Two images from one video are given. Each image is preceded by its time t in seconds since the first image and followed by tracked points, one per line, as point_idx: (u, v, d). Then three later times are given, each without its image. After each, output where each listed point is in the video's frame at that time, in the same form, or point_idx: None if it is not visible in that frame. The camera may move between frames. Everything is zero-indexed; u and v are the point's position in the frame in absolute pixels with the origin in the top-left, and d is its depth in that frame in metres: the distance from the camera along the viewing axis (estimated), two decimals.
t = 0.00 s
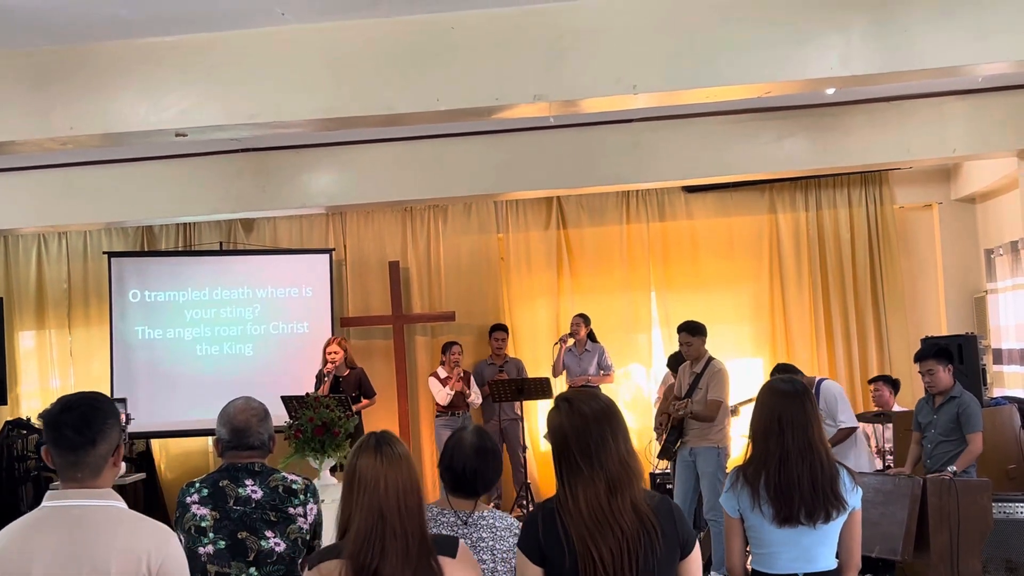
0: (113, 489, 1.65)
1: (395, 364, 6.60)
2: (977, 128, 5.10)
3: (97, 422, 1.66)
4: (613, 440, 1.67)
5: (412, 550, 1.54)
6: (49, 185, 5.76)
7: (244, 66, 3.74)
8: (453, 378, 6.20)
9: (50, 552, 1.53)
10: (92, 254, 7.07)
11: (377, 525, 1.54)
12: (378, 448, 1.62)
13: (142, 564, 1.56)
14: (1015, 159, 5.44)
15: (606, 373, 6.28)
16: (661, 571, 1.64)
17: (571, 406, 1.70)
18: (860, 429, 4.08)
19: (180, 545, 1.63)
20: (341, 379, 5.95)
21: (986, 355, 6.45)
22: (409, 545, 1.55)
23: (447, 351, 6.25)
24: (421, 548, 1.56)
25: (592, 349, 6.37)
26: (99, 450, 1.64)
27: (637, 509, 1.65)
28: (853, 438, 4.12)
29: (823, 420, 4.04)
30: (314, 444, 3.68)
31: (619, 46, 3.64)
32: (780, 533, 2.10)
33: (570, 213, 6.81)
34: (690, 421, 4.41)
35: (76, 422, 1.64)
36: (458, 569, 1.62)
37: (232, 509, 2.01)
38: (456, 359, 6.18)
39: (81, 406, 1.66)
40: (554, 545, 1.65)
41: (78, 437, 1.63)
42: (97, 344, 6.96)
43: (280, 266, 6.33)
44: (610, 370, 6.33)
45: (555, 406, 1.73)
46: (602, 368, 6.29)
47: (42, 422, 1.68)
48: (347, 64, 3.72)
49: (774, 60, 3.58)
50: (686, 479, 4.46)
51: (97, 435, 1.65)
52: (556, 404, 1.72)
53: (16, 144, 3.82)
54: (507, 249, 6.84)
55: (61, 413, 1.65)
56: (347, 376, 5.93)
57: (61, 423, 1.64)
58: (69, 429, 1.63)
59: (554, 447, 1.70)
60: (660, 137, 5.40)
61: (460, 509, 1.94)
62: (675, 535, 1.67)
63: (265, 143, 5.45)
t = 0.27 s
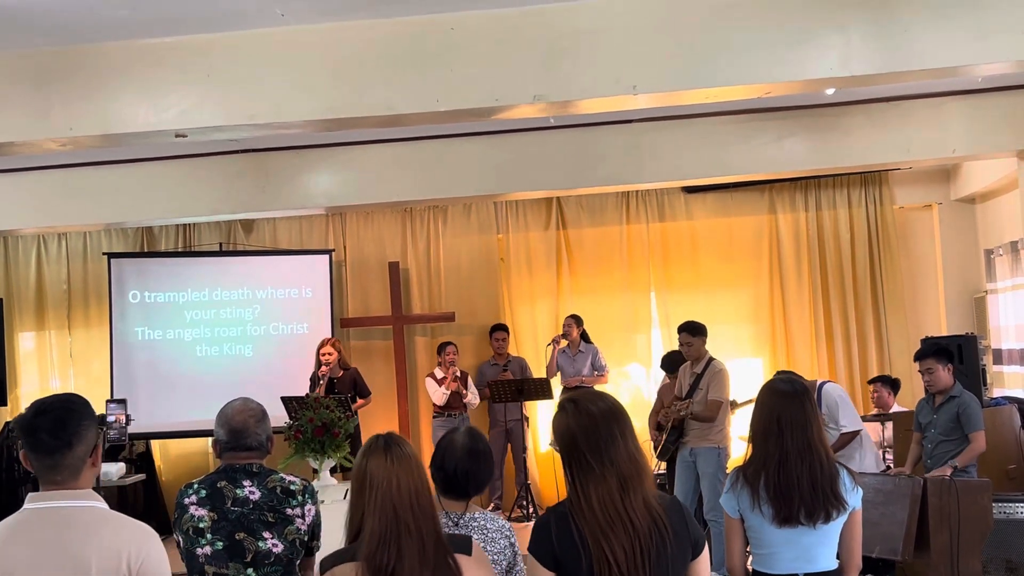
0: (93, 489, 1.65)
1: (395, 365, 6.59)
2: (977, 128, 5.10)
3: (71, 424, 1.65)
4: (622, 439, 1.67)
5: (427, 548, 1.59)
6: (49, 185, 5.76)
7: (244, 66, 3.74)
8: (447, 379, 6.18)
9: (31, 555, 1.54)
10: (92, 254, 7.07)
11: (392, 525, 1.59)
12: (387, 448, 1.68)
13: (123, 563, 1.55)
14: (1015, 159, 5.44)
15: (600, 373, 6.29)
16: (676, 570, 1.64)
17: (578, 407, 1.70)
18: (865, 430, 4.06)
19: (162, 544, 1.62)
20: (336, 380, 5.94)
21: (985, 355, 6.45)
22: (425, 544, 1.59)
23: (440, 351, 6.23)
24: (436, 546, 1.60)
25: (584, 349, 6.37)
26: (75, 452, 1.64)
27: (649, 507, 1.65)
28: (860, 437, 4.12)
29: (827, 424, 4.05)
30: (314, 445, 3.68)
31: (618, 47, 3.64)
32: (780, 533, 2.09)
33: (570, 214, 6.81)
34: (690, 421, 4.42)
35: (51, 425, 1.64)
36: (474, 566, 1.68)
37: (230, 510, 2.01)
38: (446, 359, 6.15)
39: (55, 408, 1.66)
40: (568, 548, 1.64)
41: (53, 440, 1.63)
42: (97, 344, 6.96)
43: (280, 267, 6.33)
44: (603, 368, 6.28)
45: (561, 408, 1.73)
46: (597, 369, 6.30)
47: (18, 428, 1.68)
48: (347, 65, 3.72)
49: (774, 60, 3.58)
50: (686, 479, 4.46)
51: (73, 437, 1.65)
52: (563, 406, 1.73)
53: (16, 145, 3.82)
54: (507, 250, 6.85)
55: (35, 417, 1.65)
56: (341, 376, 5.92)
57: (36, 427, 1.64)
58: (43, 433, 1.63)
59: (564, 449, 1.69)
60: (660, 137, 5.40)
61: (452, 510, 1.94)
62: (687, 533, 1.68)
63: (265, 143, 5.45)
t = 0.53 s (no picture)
0: (86, 489, 1.65)
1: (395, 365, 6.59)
2: (977, 128, 5.10)
3: (63, 423, 1.65)
4: (627, 440, 1.68)
5: (432, 547, 1.59)
6: (49, 186, 5.77)
7: (244, 67, 3.74)
8: (448, 380, 6.18)
9: (22, 555, 1.54)
10: (92, 255, 7.07)
11: (396, 524, 1.59)
12: (390, 447, 1.67)
13: (115, 563, 1.55)
14: (1015, 159, 5.44)
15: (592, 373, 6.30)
16: (682, 570, 1.65)
17: (582, 409, 1.70)
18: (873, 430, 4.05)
19: (155, 544, 1.63)
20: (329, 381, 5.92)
21: (986, 355, 6.45)
22: (429, 543, 1.59)
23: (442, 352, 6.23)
24: (440, 544, 1.61)
25: (577, 350, 6.37)
26: (68, 451, 1.64)
27: (655, 508, 1.66)
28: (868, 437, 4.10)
29: (835, 420, 4.07)
30: (314, 445, 3.68)
31: (618, 47, 3.64)
32: (780, 533, 2.10)
33: (570, 214, 6.81)
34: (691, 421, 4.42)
35: (44, 424, 1.63)
36: (476, 566, 1.69)
37: (230, 510, 2.01)
38: (450, 360, 6.16)
39: (47, 407, 1.66)
40: (576, 551, 1.63)
41: (46, 440, 1.62)
42: (97, 345, 6.96)
43: (280, 267, 6.33)
44: (597, 368, 6.27)
45: (564, 410, 1.73)
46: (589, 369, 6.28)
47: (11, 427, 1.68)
48: (347, 65, 3.72)
49: (774, 60, 3.58)
50: (687, 479, 4.46)
51: (65, 436, 1.64)
52: (566, 408, 1.73)
53: (16, 145, 3.82)
54: (507, 250, 6.85)
55: (27, 416, 1.65)
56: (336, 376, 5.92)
57: (28, 426, 1.63)
58: (36, 432, 1.62)
59: (569, 451, 1.69)
60: (660, 137, 5.40)
61: (445, 511, 1.93)
62: (692, 533, 1.69)
63: (265, 143, 5.45)
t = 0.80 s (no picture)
0: (91, 488, 1.66)
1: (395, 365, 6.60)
2: (977, 127, 5.10)
3: (69, 421, 1.65)
4: (628, 440, 1.68)
5: (420, 546, 1.56)
6: (49, 185, 5.76)
7: (243, 66, 3.74)
8: (448, 380, 6.18)
9: (26, 554, 1.53)
10: (92, 254, 7.07)
11: (385, 522, 1.55)
12: (382, 445, 1.64)
13: (120, 563, 1.56)
14: (1015, 158, 5.44)
15: (587, 372, 6.29)
16: (684, 570, 1.65)
17: (582, 409, 1.70)
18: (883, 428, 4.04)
19: (159, 543, 1.63)
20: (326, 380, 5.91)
21: (986, 353, 6.45)
22: (418, 542, 1.56)
23: (437, 352, 6.22)
24: (428, 544, 1.58)
25: (572, 350, 6.36)
26: (73, 449, 1.64)
27: (655, 508, 1.66)
28: (875, 435, 4.07)
29: (845, 414, 4.08)
30: (314, 444, 3.68)
31: (618, 46, 3.64)
32: (781, 533, 2.10)
33: (570, 214, 6.81)
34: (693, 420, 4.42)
35: (49, 421, 1.64)
36: (462, 567, 1.67)
37: (233, 510, 2.01)
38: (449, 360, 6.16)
39: (53, 405, 1.66)
40: (577, 551, 1.63)
41: (51, 438, 1.63)
42: (97, 345, 6.96)
43: (280, 267, 6.33)
44: (591, 367, 6.28)
45: (565, 409, 1.73)
46: (584, 368, 6.28)
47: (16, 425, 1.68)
48: (347, 65, 3.71)
49: (773, 59, 3.58)
50: (687, 478, 4.47)
51: (70, 434, 1.65)
52: (566, 407, 1.73)
53: (15, 145, 3.82)
54: (508, 249, 6.85)
55: (33, 414, 1.65)
56: (333, 376, 5.91)
57: (34, 424, 1.64)
58: (41, 429, 1.63)
59: (570, 450, 1.68)
60: (660, 137, 5.40)
61: (442, 510, 1.94)
62: (693, 533, 1.69)
63: (265, 142, 5.46)
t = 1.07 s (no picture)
0: (107, 486, 1.65)
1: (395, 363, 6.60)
2: (978, 126, 5.10)
3: (86, 419, 1.65)
4: (628, 439, 1.67)
5: (396, 547, 1.55)
6: (49, 184, 5.76)
7: (243, 64, 3.73)
8: (445, 378, 6.17)
9: (47, 552, 1.54)
10: (92, 253, 7.07)
11: (361, 522, 1.54)
12: (360, 444, 1.61)
13: (139, 561, 1.56)
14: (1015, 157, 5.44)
15: (585, 370, 6.30)
16: (681, 570, 1.65)
17: (583, 406, 1.70)
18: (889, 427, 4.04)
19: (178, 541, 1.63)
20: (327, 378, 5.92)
21: (986, 352, 6.46)
22: (393, 542, 1.55)
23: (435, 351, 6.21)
24: (405, 544, 1.56)
25: (570, 349, 6.38)
26: (90, 447, 1.63)
27: (654, 507, 1.65)
28: (877, 434, 4.08)
29: (852, 410, 4.08)
30: (314, 443, 3.68)
31: (619, 45, 3.64)
32: (780, 531, 2.10)
33: (570, 213, 6.81)
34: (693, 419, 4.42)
35: (66, 419, 1.63)
36: (439, 566, 1.66)
37: (237, 508, 2.01)
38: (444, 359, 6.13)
39: (70, 403, 1.65)
40: (575, 548, 1.64)
41: (68, 436, 1.62)
42: (97, 343, 6.96)
43: (280, 265, 6.33)
44: (587, 368, 6.32)
45: (566, 406, 1.73)
46: (582, 367, 6.30)
47: (32, 423, 1.67)
48: (347, 63, 3.71)
49: (774, 58, 3.58)
50: (687, 476, 4.47)
51: (87, 433, 1.64)
52: (567, 404, 1.72)
53: (15, 143, 3.82)
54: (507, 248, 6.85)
55: (50, 412, 1.64)
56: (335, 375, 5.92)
57: (51, 422, 1.63)
58: (58, 427, 1.62)
59: (569, 448, 1.69)
60: (660, 135, 5.40)
61: (447, 506, 1.95)
62: (691, 532, 1.68)
63: (265, 141, 5.45)
